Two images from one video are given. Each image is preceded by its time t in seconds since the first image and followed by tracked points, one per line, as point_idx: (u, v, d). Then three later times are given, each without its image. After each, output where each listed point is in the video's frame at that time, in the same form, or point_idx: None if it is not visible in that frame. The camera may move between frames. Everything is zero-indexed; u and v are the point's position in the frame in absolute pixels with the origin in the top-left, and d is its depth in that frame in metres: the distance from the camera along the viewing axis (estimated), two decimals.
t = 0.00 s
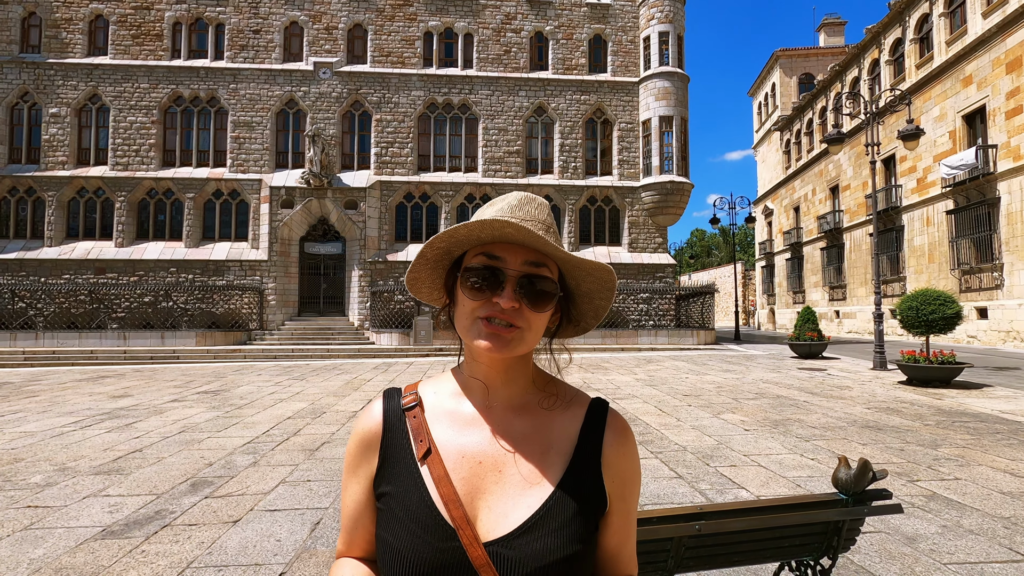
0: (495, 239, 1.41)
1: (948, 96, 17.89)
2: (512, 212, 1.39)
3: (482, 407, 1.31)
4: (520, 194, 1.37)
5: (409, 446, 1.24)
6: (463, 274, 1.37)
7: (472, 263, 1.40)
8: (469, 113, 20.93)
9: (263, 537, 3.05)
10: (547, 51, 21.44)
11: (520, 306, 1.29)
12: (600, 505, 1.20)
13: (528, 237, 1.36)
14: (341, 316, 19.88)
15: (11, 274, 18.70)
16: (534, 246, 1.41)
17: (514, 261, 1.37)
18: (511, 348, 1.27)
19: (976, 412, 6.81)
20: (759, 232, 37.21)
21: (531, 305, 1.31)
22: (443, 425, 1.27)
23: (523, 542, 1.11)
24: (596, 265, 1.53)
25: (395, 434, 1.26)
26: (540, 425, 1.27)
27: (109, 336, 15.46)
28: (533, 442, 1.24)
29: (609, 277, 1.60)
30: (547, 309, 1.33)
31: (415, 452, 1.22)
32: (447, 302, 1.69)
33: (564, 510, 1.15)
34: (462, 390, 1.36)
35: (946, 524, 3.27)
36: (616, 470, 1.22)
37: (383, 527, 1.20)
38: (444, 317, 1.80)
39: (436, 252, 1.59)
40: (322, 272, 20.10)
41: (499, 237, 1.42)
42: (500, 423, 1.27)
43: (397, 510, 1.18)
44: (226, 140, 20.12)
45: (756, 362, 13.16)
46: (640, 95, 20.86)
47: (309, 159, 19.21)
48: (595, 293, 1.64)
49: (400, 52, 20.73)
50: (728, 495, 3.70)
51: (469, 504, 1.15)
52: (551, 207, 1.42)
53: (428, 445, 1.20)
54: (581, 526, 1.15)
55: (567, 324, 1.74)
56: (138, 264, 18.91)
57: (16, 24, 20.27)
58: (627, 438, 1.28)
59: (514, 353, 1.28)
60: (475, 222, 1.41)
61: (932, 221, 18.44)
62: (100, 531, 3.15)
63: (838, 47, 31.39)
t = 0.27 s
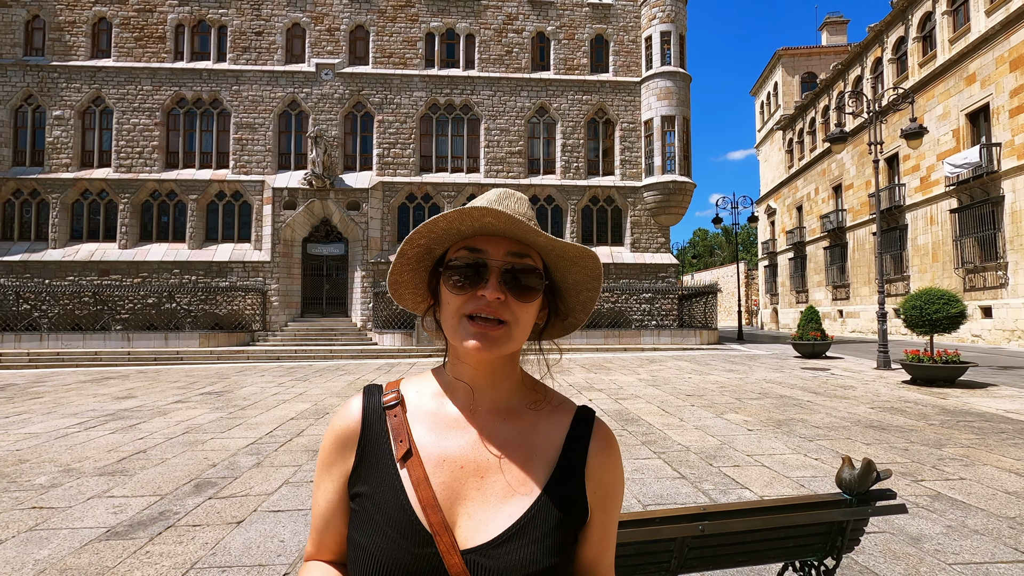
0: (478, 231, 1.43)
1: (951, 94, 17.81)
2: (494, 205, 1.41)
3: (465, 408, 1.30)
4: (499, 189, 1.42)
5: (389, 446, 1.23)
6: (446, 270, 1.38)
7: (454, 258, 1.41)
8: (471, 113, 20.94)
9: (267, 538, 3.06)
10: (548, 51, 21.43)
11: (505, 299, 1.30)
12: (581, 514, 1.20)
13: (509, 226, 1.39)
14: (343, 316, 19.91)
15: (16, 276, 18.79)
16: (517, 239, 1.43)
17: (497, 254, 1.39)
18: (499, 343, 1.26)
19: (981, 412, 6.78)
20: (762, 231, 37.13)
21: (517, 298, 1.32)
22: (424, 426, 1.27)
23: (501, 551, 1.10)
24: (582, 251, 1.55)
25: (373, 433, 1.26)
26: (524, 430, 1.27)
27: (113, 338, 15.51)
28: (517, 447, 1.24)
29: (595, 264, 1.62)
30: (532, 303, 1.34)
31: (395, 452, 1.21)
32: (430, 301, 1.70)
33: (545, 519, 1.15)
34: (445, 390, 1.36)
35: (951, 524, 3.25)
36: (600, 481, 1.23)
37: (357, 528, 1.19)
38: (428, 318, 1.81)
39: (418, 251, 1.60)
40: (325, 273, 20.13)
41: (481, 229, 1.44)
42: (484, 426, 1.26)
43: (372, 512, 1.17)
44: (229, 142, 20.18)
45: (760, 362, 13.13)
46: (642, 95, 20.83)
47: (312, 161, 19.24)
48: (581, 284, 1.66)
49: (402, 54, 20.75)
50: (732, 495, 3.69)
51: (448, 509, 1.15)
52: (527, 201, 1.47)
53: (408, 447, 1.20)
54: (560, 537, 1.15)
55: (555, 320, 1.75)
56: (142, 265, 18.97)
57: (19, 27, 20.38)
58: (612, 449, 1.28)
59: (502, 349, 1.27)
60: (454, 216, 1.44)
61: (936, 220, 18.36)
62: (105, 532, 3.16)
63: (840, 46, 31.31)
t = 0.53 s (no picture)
0: (472, 229, 1.44)
1: (952, 98, 17.83)
2: (486, 203, 1.42)
3: (462, 410, 1.30)
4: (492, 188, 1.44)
5: (383, 446, 1.22)
6: (441, 270, 1.37)
7: (449, 258, 1.41)
8: (472, 114, 20.96)
9: (265, 538, 3.05)
10: (550, 53, 21.45)
11: (502, 295, 1.30)
12: (579, 519, 1.20)
13: (501, 221, 1.41)
14: (343, 316, 19.91)
15: (16, 273, 18.80)
16: (511, 236, 1.44)
17: (491, 251, 1.39)
18: (500, 340, 1.26)
19: (981, 416, 6.77)
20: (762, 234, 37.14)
21: (514, 293, 1.32)
22: (419, 426, 1.26)
23: (500, 556, 1.10)
24: (578, 241, 1.56)
25: (365, 433, 1.24)
26: (524, 433, 1.27)
27: (113, 336, 15.51)
28: (515, 450, 1.24)
29: (591, 258, 1.63)
30: (530, 298, 1.35)
31: (389, 454, 1.19)
32: (426, 305, 1.69)
33: (544, 526, 1.15)
34: (441, 392, 1.35)
35: (950, 528, 3.25)
36: (597, 487, 1.24)
37: (346, 530, 1.16)
38: (426, 326, 1.80)
39: (411, 255, 1.60)
40: (325, 273, 20.13)
41: (474, 227, 1.45)
42: (482, 429, 1.26)
43: (363, 513, 1.15)
44: (230, 141, 20.18)
45: (759, 365, 13.13)
46: (643, 97, 20.84)
47: (313, 160, 19.24)
48: (578, 279, 1.67)
49: (404, 54, 20.77)
50: (730, 498, 3.69)
51: (445, 512, 1.14)
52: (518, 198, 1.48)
53: (404, 447, 1.18)
54: (558, 541, 1.15)
55: (553, 317, 1.75)
56: (142, 264, 18.98)
57: (22, 25, 20.42)
58: (609, 455, 1.30)
59: (502, 345, 1.27)
60: (447, 216, 1.45)
61: (936, 224, 18.37)
62: (103, 530, 3.16)
63: (841, 50, 31.36)
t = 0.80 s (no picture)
0: (467, 233, 1.44)
1: (947, 100, 17.94)
2: (476, 205, 1.43)
3: (473, 411, 1.30)
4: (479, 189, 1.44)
5: (395, 451, 1.20)
6: (441, 277, 1.38)
7: (447, 265, 1.41)
8: (469, 115, 20.98)
9: (260, 539, 3.04)
10: (547, 53, 21.48)
11: (506, 292, 1.31)
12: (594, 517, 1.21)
13: (493, 219, 1.42)
14: (340, 317, 19.88)
15: (10, 274, 18.69)
16: (505, 234, 1.45)
17: (488, 251, 1.40)
18: (512, 336, 1.28)
19: (975, 416, 6.81)
20: (759, 235, 37.27)
21: (517, 289, 1.33)
22: (431, 429, 1.25)
23: (519, 558, 1.10)
24: (569, 226, 1.56)
25: (376, 437, 1.22)
26: (535, 433, 1.27)
27: (108, 337, 15.45)
28: (528, 450, 1.24)
29: (585, 242, 1.65)
30: (533, 294, 1.35)
31: (403, 457, 1.18)
32: (429, 314, 1.70)
33: (561, 526, 1.15)
34: (450, 395, 1.34)
35: (945, 528, 3.26)
36: (609, 486, 1.25)
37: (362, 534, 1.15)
38: (433, 338, 1.81)
39: (410, 267, 1.61)
40: (322, 274, 20.10)
41: (468, 230, 1.45)
42: (494, 430, 1.26)
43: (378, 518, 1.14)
44: (226, 141, 20.13)
45: (755, 365, 13.17)
46: (640, 98, 20.88)
47: (309, 161, 19.20)
48: (576, 265, 1.68)
49: (400, 55, 20.76)
50: (727, 498, 3.70)
51: (461, 516, 1.13)
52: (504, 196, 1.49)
53: (418, 450, 1.17)
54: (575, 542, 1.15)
55: (557, 306, 1.76)
56: (138, 265, 18.92)
57: (16, 25, 20.32)
58: (618, 454, 1.31)
59: (511, 341, 1.28)
60: (437, 223, 1.45)
61: (931, 225, 18.47)
62: (97, 532, 3.14)
63: (837, 51, 31.50)
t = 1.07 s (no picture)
0: (477, 239, 1.45)
1: (940, 102, 18.07)
2: (484, 210, 1.43)
3: (493, 411, 1.32)
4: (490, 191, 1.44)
5: (421, 453, 1.24)
6: (454, 282, 1.40)
7: (460, 269, 1.43)
8: (465, 115, 20.98)
9: (255, 540, 3.03)
10: (543, 54, 21.50)
11: (520, 296, 1.32)
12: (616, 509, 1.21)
13: (503, 225, 1.42)
14: (336, 317, 19.82)
15: (2, 273, 18.55)
16: (515, 237, 1.45)
17: (499, 255, 1.41)
18: (526, 338, 1.29)
19: (968, 416, 6.86)
20: (754, 236, 37.42)
21: (531, 291, 1.34)
22: (453, 430, 1.29)
23: (544, 550, 1.13)
24: (576, 227, 1.56)
25: (401, 441, 1.26)
26: (555, 428, 1.29)
27: (101, 337, 15.33)
28: (548, 447, 1.25)
29: (594, 239, 1.65)
30: (545, 295, 1.36)
31: (427, 458, 1.22)
32: (445, 319, 1.73)
33: (584, 519, 1.17)
34: (469, 398, 1.37)
35: (938, 528, 3.29)
36: (631, 474, 1.25)
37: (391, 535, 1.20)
38: (449, 340, 1.84)
39: (424, 274, 1.63)
40: (317, 274, 20.05)
41: (479, 236, 1.46)
42: (515, 428, 1.28)
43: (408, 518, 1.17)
44: (221, 141, 20.04)
45: (750, 365, 13.23)
46: (636, 99, 20.92)
47: (305, 160, 19.13)
48: (585, 263, 1.68)
49: (396, 54, 20.72)
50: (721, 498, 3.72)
51: (487, 512, 1.17)
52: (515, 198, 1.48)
53: (440, 451, 1.21)
54: (599, 534, 1.17)
55: (569, 303, 1.77)
56: (131, 264, 18.81)
57: (9, 22, 20.13)
58: (639, 442, 1.31)
59: (526, 345, 1.29)
60: (450, 230, 1.46)
61: (925, 226, 18.61)
62: (90, 533, 3.13)
63: (832, 53, 31.67)
